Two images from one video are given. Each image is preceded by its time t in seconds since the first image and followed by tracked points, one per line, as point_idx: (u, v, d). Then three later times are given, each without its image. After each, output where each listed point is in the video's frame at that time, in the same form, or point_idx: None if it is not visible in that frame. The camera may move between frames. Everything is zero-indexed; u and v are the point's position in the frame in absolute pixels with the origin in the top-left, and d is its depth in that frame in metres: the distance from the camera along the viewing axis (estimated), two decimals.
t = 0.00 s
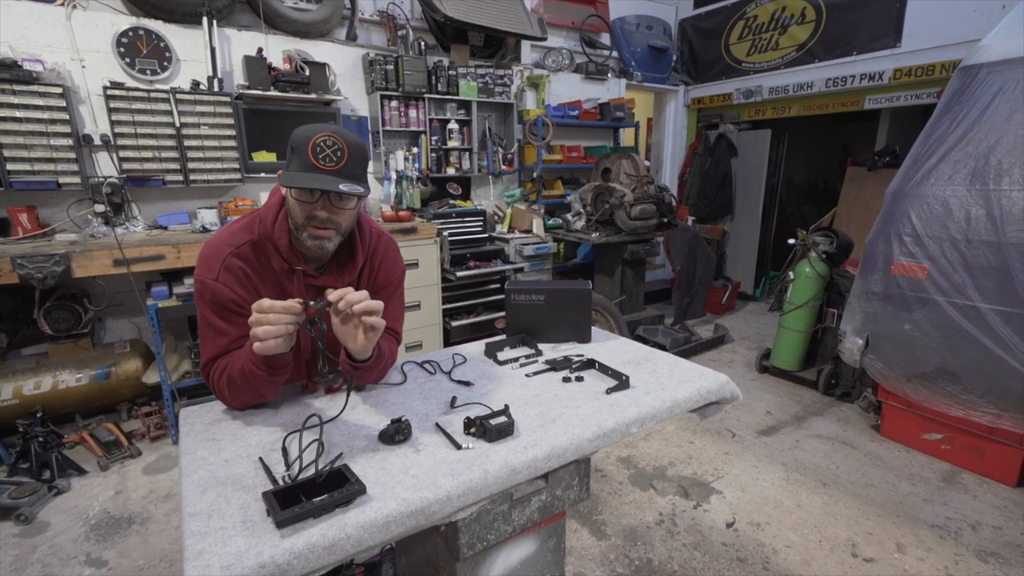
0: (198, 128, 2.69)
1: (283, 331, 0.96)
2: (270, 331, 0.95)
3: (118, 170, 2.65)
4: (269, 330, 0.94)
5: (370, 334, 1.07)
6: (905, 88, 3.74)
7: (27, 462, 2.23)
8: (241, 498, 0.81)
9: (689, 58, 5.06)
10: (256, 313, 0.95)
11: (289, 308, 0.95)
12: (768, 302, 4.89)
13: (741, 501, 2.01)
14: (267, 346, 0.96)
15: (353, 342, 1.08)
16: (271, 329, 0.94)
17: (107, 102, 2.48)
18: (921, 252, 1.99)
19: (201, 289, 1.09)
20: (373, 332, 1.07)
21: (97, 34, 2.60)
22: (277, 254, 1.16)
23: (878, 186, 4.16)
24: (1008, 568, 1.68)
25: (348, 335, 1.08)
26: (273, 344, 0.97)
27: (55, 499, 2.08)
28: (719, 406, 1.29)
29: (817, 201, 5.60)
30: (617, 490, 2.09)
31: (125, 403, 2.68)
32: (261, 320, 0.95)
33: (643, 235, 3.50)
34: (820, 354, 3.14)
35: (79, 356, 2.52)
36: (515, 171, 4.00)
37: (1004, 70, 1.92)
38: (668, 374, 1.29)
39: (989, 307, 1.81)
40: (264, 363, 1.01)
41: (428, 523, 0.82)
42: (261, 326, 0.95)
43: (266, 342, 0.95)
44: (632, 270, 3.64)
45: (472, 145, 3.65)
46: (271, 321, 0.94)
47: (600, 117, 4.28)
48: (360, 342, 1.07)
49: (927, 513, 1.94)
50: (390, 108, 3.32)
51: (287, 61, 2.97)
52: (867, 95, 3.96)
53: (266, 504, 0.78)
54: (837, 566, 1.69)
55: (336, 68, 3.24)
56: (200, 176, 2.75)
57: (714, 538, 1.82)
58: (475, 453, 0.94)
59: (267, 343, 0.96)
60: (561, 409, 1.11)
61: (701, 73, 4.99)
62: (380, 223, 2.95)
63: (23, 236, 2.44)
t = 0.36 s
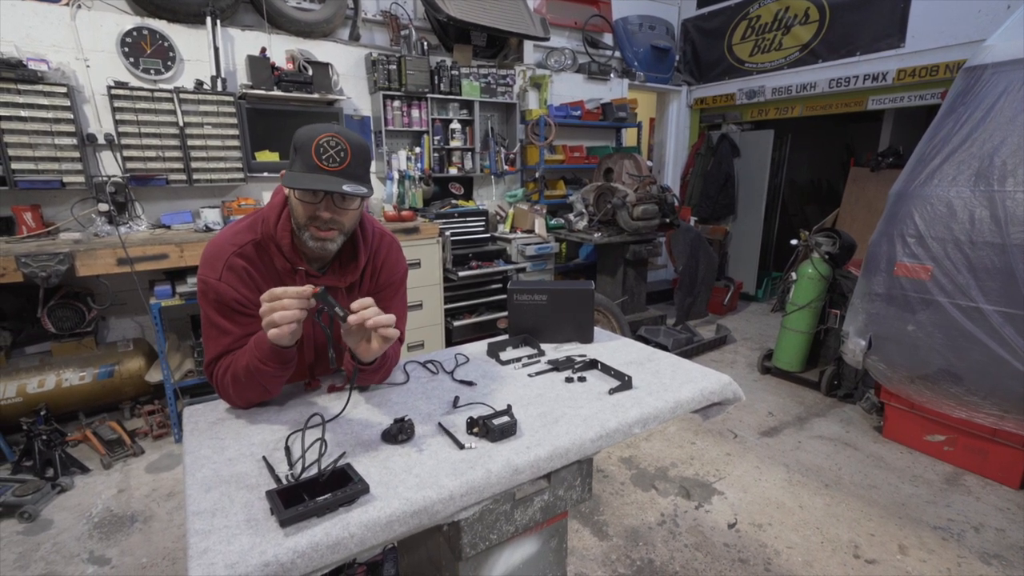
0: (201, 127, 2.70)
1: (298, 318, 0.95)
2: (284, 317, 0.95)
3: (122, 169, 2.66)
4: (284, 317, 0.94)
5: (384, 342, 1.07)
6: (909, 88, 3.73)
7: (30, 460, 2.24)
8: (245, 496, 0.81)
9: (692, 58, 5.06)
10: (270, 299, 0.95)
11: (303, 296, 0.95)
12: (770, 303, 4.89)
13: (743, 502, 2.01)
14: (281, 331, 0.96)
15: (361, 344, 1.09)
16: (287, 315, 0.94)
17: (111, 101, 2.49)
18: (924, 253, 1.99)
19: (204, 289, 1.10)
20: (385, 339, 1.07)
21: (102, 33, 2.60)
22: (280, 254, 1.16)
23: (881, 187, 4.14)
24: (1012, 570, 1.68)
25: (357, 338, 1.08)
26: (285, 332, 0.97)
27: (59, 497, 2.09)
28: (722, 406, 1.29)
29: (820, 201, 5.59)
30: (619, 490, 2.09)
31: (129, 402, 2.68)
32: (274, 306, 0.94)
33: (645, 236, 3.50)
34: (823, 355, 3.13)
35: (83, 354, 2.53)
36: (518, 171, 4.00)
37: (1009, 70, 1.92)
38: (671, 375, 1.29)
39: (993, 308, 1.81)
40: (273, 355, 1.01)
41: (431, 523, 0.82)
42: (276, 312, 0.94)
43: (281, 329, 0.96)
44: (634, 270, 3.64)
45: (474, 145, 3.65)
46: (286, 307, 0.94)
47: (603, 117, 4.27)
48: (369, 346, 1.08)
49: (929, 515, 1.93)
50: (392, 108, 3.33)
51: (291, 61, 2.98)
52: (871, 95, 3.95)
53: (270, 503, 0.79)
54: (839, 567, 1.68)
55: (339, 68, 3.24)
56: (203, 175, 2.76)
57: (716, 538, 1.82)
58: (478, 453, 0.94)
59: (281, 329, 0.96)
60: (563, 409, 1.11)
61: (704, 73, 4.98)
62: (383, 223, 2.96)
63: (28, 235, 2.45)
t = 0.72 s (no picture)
0: (202, 127, 2.70)
1: (309, 322, 0.95)
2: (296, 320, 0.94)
3: (123, 168, 2.66)
4: (297, 320, 0.94)
5: (396, 338, 1.08)
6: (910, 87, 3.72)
7: (32, 459, 2.24)
8: (247, 496, 0.81)
9: (693, 57, 5.05)
10: (281, 302, 0.94)
11: (316, 299, 0.95)
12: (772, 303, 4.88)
13: (745, 502, 2.01)
14: (292, 333, 0.96)
15: (370, 342, 1.10)
16: (299, 318, 0.94)
17: (112, 100, 2.49)
18: (926, 252, 1.98)
19: (207, 288, 1.09)
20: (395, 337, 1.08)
21: (103, 32, 2.60)
22: (283, 253, 1.16)
23: (882, 187, 4.14)
24: (1014, 570, 1.67)
25: (367, 333, 1.10)
26: (296, 334, 0.96)
27: (61, 496, 2.09)
28: (724, 406, 1.28)
29: (821, 201, 5.58)
30: (620, 490, 2.09)
31: (130, 401, 2.68)
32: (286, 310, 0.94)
33: (647, 235, 3.50)
34: (824, 355, 3.13)
35: (84, 354, 2.53)
36: (519, 170, 4.00)
37: (1010, 69, 1.91)
38: (672, 375, 1.29)
39: (995, 308, 1.80)
40: (281, 354, 1.01)
41: (433, 523, 0.82)
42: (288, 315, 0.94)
43: (293, 331, 0.95)
44: (635, 269, 3.64)
45: (476, 145, 3.64)
46: (298, 309, 0.94)
47: (604, 117, 4.27)
48: (377, 343, 1.09)
49: (930, 515, 1.93)
50: (394, 107, 3.33)
51: (292, 60, 2.99)
52: (872, 94, 3.95)
53: (272, 503, 0.78)
54: (840, 566, 1.68)
55: (340, 67, 3.24)
56: (205, 174, 2.76)
57: (717, 538, 1.82)
58: (480, 452, 0.94)
59: (293, 332, 0.96)
60: (565, 409, 1.11)
61: (705, 73, 4.98)
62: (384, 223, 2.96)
63: (29, 234, 2.45)
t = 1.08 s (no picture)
0: (202, 126, 2.70)
1: (313, 319, 0.94)
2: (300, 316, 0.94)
3: (122, 168, 2.65)
4: (300, 317, 0.93)
5: (396, 341, 1.07)
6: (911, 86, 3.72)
7: (31, 459, 2.23)
8: (248, 496, 0.81)
9: (693, 56, 5.05)
10: (286, 299, 0.93)
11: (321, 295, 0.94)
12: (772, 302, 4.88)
13: (745, 501, 2.01)
14: (295, 331, 0.95)
15: (370, 342, 1.10)
16: (304, 315, 0.93)
17: (111, 99, 2.48)
18: (926, 251, 1.98)
19: (207, 288, 1.09)
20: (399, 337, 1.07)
21: (102, 31, 2.60)
22: (283, 252, 1.16)
23: (882, 186, 4.14)
24: (1014, 568, 1.67)
25: (367, 335, 1.09)
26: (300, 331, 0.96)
27: (60, 497, 2.09)
28: (725, 405, 1.28)
29: (822, 200, 5.58)
30: (621, 489, 2.09)
31: (130, 401, 2.68)
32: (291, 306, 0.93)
33: (647, 234, 3.50)
34: (825, 354, 3.12)
35: (83, 354, 2.53)
36: (519, 169, 4.00)
37: (1011, 68, 1.91)
38: (674, 374, 1.29)
39: (995, 307, 1.80)
40: (283, 352, 1.01)
41: (435, 522, 0.82)
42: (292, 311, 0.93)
43: (296, 329, 0.95)
44: (636, 269, 3.63)
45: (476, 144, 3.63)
46: (303, 307, 0.93)
47: (604, 116, 4.26)
48: (377, 344, 1.09)
49: (931, 513, 1.93)
50: (394, 106, 3.32)
51: (292, 59, 2.98)
52: (872, 93, 3.94)
53: (273, 503, 0.78)
54: (841, 565, 1.68)
55: (340, 67, 3.23)
56: (204, 173, 2.75)
57: (718, 537, 1.81)
58: (481, 452, 0.94)
59: (296, 329, 0.95)
60: (567, 408, 1.11)
61: (706, 72, 4.98)
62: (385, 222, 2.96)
63: (28, 233, 2.45)
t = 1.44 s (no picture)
0: (202, 125, 2.70)
1: (313, 332, 0.94)
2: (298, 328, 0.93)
3: (122, 167, 2.65)
4: (299, 330, 0.93)
5: (398, 341, 1.08)
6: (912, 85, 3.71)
7: (32, 458, 2.23)
8: (248, 496, 0.81)
9: (693, 55, 5.04)
10: (286, 309, 0.93)
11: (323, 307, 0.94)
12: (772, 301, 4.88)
13: (745, 500, 2.01)
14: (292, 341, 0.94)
15: (372, 342, 1.10)
16: (302, 327, 0.93)
17: (111, 98, 2.48)
18: (928, 251, 1.98)
19: (206, 288, 1.09)
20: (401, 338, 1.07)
21: (102, 29, 2.59)
22: (283, 251, 1.16)
23: (883, 185, 4.13)
24: (1015, 569, 1.67)
25: (370, 335, 1.09)
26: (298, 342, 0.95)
27: (60, 496, 2.09)
28: (726, 405, 1.28)
29: (822, 199, 5.57)
30: (621, 489, 2.09)
31: (130, 400, 2.68)
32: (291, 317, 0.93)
33: (647, 233, 3.49)
34: (825, 354, 3.12)
35: (83, 353, 2.53)
36: (519, 168, 4.01)
37: (1013, 67, 1.90)
38: (674, 373, 1.29)
39: (997, 306, 1.80)
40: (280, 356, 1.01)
41: (435, 522, 0.82)
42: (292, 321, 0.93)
43: (294, 340, 0.94)
44: (636, 268, 3.62)
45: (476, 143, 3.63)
46: (302, 318, 0.93)
47: (604, 115, 4.26)
48: (379, 344, 1.09)
49: (931, 513, 1.93)
50: (394, 105, 3.32)
51: (292, 58, 2.97)
52: (873, 92, 3.93)
53: (273, 503, 0.78)
54: (842, 565, 1.68)
55: (340, 65, 3.23)
56: (204, 172, 2.75)
57: (719, 537, 1.81)
58: (482, 452, 0.93)
59: (293, 340, 0.94)
60: (568, 408, 1.11)
61: (706, 70, 4.97)
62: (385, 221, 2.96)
63: (28, 233, 2.44)
